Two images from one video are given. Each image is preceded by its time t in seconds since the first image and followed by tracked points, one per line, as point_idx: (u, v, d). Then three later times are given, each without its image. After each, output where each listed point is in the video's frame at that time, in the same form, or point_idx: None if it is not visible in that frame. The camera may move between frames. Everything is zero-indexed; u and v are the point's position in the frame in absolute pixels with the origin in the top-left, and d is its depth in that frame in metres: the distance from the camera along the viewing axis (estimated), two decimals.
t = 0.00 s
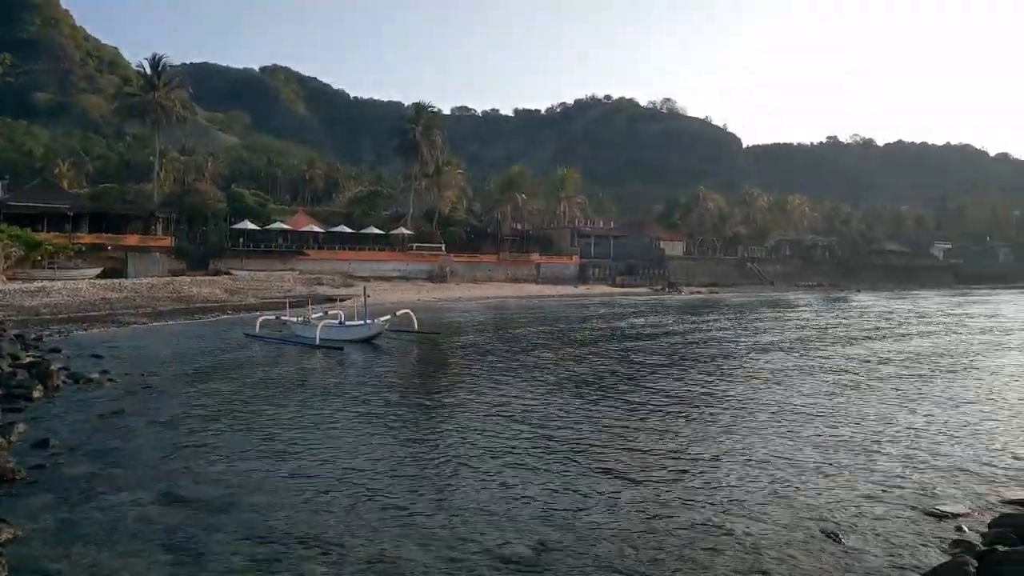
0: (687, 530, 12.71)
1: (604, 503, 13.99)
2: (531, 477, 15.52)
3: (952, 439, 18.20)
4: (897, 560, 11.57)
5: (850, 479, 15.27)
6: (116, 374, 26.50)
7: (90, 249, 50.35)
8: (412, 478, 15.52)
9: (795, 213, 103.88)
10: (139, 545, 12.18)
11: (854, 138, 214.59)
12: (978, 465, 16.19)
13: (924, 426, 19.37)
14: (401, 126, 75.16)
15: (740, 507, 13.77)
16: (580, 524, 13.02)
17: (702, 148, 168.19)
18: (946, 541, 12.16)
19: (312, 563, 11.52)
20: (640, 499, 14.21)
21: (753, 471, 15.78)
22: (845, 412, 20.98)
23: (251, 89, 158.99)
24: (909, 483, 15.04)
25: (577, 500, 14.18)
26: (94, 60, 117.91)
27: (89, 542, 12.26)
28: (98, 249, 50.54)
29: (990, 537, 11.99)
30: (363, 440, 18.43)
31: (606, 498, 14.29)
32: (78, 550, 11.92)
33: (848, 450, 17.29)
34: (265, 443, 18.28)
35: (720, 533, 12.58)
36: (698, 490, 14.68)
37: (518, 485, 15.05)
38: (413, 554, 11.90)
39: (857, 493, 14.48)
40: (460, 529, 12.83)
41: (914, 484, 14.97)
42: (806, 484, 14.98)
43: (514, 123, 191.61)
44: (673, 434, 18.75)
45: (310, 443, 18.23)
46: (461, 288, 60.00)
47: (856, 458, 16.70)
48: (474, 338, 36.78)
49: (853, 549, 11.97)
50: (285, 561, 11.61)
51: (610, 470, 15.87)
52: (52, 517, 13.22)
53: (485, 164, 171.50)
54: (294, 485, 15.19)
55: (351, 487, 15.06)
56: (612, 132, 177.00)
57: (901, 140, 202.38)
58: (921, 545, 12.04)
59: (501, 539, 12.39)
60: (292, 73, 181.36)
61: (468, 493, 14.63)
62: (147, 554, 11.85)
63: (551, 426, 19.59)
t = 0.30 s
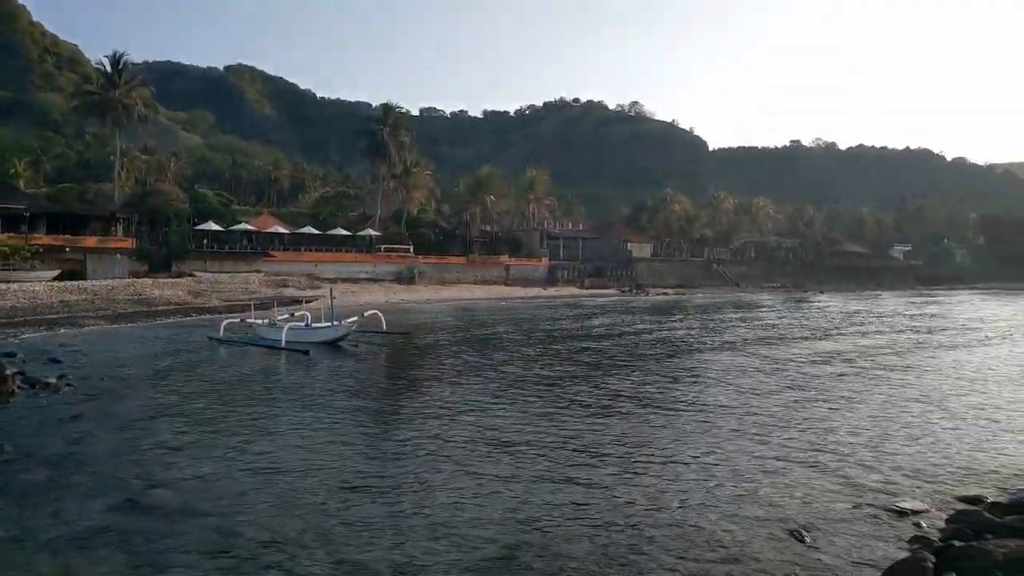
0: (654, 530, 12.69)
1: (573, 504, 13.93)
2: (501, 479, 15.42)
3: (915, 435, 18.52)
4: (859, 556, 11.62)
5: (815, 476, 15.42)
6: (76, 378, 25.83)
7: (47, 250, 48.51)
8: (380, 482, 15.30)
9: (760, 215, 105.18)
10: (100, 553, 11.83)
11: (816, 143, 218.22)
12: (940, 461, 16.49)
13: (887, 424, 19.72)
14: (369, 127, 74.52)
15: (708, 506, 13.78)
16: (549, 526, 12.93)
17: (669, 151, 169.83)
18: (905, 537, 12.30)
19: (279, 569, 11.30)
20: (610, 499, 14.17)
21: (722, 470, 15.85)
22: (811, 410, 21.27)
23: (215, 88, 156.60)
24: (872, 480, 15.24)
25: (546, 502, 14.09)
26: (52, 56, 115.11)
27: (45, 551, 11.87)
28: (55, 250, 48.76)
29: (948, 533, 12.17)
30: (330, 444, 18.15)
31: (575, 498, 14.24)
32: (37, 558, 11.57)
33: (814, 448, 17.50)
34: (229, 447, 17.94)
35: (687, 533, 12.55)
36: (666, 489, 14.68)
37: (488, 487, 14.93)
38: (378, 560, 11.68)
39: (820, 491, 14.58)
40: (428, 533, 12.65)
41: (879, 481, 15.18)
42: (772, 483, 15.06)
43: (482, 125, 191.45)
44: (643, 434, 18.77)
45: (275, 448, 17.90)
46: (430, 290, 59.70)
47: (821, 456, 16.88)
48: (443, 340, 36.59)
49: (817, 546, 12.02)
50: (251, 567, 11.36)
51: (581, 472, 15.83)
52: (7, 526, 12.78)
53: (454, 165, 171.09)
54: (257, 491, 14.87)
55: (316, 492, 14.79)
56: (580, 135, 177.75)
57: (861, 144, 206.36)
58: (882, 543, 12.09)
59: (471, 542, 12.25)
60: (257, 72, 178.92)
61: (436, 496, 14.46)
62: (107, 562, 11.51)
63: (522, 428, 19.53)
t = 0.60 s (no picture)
0: (614, 531, 12.26)
1: (533, 507, 13.51)
2: (462, 483, 14.96)
3: (882, 427, 18.40)
4: (811, 557, 10.94)
5: (781, 469, 15.14)
6: (26, 384, 24.86)
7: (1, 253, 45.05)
8: (333, 488, 14.70)
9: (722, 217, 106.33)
10: (42, 566, 11.19)
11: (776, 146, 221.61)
12: (908, 448, 16.47)
13: (853, 417, 19.60)
14: (332, 128, 73.45)
15: (669, 504, 13.40)
16: (508, 530, 12.48)
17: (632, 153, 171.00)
18: (858, 536, 11.55)
19: None
20: (572, 501, 13.78)
21: (688, 467, 15.56)
22: (777, 407, 21.15)
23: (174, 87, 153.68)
24: (837, 471, 14.94)
25: (506, 505, 13.65)
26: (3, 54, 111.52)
27: None
28: (8, 252, 45.62)
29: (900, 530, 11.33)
30: (285, 449, 17.49)
31: (536, 501, 13.82)
32: None
33: (780, 442, 17.28)
34: (180, 454, 17.20)
35: (645, 533, 12.13)
36: (628, 489, 14.32)
37: (447, 491, 14.47)
38: (321, 570, 11.04)
39: (783, 483, 14.24)
40: (381, 540, 12.11)
41: (849, 468, 15.07)
42: (737, 477, 14.75)
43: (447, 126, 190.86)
44: (608, 435, 18.48)
45: (226, 453, 17.18)
46: (395, 292, 59.07)
47: (787, 449, 16.64)
48: (410, 342, 36.08)
49: (771, 546, 11.42)
50: None
51: (544, 474, 15.45)
52: None
53: (418, 166, 170.17)
54: (201, 499, 14.12)
55: (262, 500, 14.09)
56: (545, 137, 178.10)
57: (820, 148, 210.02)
58: (839, 539, 11.56)
59: (424, 548, 11.74)
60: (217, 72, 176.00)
61: (392, 502, 13.90)
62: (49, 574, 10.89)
63: (487, 431, 19.12)
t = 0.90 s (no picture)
0: (582, 529, 12.30)
1: (501, 506, 13.49)
2: (430, 483, 14.87)
3: (843, 424, 18.71)
4: (772, 556, 10.98)
5: (743, 467, 15.32)
6: None
7: None
8: (299, 490, 14.50)
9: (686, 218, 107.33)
10: None
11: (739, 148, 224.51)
12: (870, 445, 16.70)
13: (815, 415, 19.87)
14: (295, 127, 72.53)
15: (636, 503, 13.43)
16: (477, 529, 12.41)
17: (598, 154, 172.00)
18: (821, 535, 11.59)
19: None
20: (539, 499, 13.80)
21: (654, 465, 15.65)
22: (742, 405, 21.37)
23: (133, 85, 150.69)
24: (798, 467, 15.12)
25: (474, 504, 13.62)
26: None
27: None
28: None
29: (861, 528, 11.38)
30: (249, 453, 17.20)
31: (505, 500, 13.85)
32: None
33: (742, 440, 17.45)
34: (139, 457, 16.82)
35: (612, 531, 12.16)
36: (596, 487, 14.34)
37: (414, 491, 14.35)
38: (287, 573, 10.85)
39: (748, 481, 14.37)
40: (348, 542, 12.00)
41: (813, 465, 15.23)
42: (704, 475, 14.85)
43: (413, 126, 189.93)
44: (574, 433, 18.52)
45: (187, 457, 16.83)
46: (360, 292, 58.59)
47: (750, 446, 16.84)
48: (375, 344, 35.72)
49: (734, 544, 11.47)
50: None
51: (511, 472, 15.47)
52: None
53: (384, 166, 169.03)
54: (161, 503, 13.83)
55: (225, 503, 13.84)
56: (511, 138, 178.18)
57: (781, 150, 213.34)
58: (802, 535, 11.65)
59: (391, 547, 11.68)
60: (178, 70, 172.98)
61: (359, 503, 13.76)
62: None
63: (455, 430, 19.08)
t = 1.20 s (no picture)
0: (550, 531, 12.19)
1: (471, 509, 13.35)
2: (401, 486, 14.72)
3: (813, 423, 18.84)
4: (741, 555, 10.95)
5: (714, 465, 15.35)
6: None
7: None
8: (264, 496, 14.22)
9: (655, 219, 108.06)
10: None
11: (707, 149, 226.81)
12: (837, 443, 16.86)
13: (785, 414, 20.00)
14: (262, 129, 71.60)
15: (606, 503, 13.36)
16: (446, 531, 12.32)
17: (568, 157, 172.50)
18: (789, 534, 11.58)
19: None
20: (509, 500, 13.69)
21: (625, 465, 15.62)
22: (714, 404, 21.46)
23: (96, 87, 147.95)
24: (767, 466, 15.17)
25: (444, 507, 13.46)
26: None
27: None
28: None
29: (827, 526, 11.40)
30: (215, 458, 16.90)
31: (475, 502, 13.71)
32: None
33: (713, 439, 17.49)
34: (99, 465, 16.37)
35: (581, 532, 12.07)
36: (566, 488, 14.28)
37: (383, 495, 14.18)
38: None
39: (718, 479, 14.42)
40: (313, 547, 11.77)
41: (781, 463, 15.33)
42: (675, 475, 14.84)
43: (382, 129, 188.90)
44: (545, 435, 18.45)
45: (148, 465, 16.41)
46: (329, 295, 58.03)
47: (721, 445, 16.89)
48: (345, 347, 35.34)
49: (705, 543, 11.47)
50: None
51: (482, 474, 15.34)
52: None
53: (353, 167, 167.81)
54: (120, 512, 13.43)
55: (186, 511, 13.49)
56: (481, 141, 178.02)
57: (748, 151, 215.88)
58: (771, 533, 11.71)
59: (360, 551, 11.52)
60: (142, 71, 170.15)
61: (325, 507, 13.52)
62: None
63: (426, 433, 18.90)
